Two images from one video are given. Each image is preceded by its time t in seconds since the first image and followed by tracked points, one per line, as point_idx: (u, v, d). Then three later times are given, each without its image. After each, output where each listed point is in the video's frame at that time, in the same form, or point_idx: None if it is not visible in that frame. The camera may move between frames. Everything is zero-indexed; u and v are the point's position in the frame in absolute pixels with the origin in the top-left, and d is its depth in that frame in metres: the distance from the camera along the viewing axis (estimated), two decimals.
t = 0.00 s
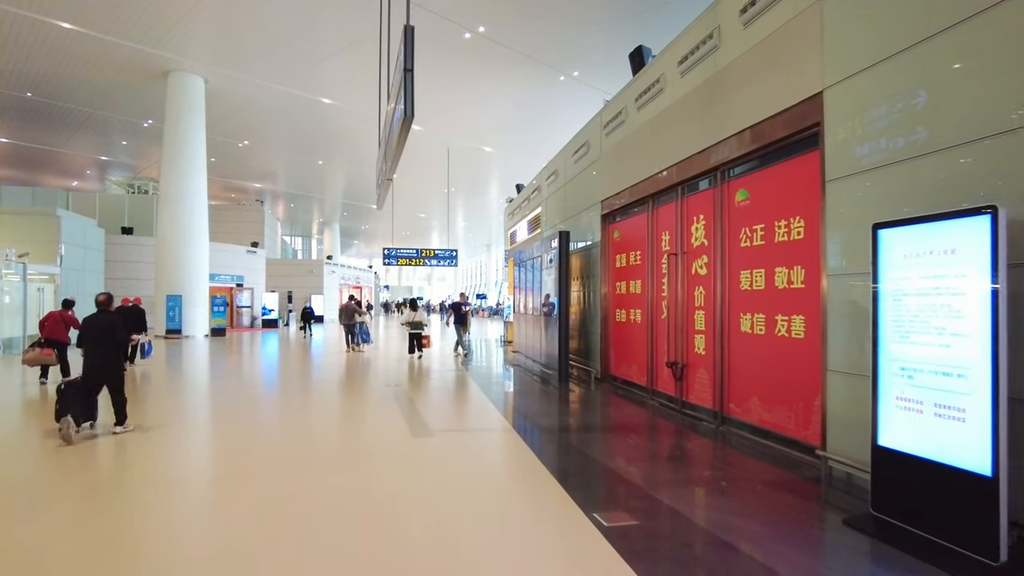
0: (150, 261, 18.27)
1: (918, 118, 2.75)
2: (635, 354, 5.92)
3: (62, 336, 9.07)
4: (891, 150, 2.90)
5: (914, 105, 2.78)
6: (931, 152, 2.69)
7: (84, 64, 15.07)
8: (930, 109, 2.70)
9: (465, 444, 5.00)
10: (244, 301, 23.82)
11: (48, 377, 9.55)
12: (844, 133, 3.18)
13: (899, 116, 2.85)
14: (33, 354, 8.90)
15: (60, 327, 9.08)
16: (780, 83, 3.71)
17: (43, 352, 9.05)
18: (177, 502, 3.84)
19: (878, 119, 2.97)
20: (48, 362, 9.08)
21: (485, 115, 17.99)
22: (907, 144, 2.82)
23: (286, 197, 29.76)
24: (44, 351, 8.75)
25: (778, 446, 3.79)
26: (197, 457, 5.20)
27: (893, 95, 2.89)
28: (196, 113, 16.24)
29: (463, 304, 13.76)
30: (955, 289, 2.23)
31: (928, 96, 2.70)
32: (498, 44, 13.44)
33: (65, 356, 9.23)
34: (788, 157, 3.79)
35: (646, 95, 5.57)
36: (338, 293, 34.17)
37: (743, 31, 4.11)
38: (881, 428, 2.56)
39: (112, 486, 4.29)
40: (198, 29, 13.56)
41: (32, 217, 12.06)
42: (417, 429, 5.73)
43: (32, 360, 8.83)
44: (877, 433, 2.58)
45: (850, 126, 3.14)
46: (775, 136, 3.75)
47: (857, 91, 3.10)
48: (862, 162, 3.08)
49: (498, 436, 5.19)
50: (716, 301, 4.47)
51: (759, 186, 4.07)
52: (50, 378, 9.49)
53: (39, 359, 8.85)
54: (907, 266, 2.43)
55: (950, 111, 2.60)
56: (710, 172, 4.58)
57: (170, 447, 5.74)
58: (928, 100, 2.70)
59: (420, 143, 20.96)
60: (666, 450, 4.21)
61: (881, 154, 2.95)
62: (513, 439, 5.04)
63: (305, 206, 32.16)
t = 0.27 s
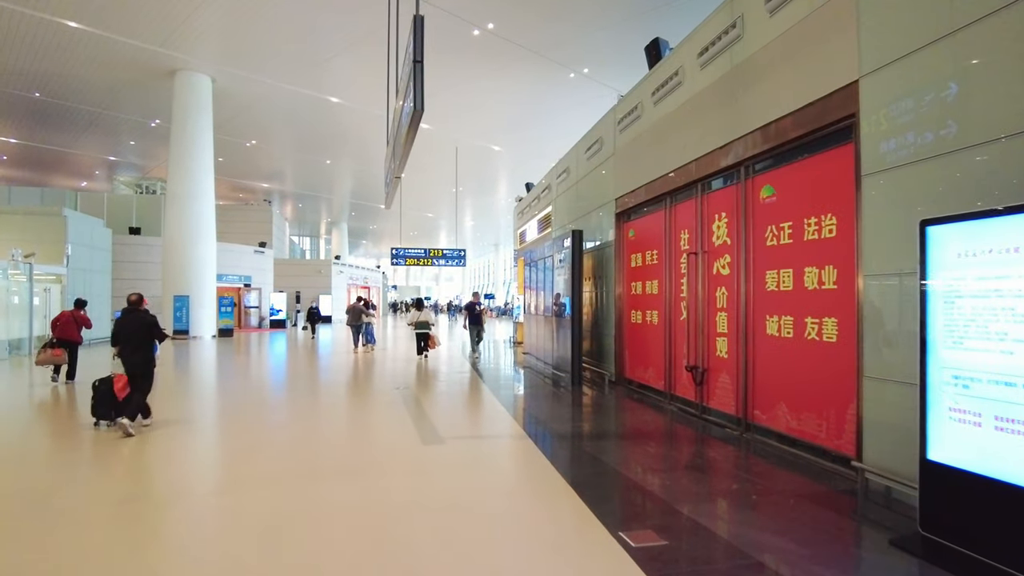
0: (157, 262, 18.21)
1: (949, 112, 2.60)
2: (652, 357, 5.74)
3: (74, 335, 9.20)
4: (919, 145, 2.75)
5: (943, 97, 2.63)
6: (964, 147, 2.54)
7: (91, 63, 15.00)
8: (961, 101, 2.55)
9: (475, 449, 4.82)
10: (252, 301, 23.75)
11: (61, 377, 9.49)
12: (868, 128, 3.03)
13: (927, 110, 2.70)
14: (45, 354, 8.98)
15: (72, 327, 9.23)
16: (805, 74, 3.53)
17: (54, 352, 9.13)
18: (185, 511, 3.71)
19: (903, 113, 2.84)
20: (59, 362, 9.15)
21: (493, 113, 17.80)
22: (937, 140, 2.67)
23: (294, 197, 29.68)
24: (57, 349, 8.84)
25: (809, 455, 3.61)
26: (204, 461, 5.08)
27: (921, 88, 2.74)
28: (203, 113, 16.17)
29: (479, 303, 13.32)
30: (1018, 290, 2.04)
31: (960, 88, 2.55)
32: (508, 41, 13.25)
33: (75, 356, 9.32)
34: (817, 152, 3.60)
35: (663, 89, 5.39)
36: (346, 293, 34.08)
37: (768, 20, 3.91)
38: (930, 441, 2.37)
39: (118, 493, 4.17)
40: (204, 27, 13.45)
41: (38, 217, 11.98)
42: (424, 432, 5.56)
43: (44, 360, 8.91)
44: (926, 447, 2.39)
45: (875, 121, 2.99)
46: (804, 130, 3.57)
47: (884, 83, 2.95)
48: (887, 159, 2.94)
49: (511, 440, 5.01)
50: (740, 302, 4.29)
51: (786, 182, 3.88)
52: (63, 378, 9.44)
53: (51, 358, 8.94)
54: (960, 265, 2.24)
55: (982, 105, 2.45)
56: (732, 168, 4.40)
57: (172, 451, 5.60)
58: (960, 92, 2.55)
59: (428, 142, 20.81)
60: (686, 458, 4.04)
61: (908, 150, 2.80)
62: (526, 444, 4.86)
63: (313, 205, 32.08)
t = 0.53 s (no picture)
0: (167, 262, 18.17)
1: (987, 104, 2.49)
2: (672, 360, 5.58)
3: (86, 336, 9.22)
4: (952, 140, 2.65)
5: (980, 88, 2.52)
6: (1002, 141, 2.43)
7: (102, 63, 14.98)
8: (999, 93, 2.43)
9: (492, 454, 4.69)
10: (262, 301, 23.70)
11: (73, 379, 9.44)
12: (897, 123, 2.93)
13: (961, 103, 2.60)
14: (58, 354, 9.00)
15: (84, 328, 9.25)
16: (837, 66, 3.40)
17: (66, 353, 9.15)
18: (198, 518, 3.60)
19: (935, 107, 2.74)
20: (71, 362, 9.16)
21: (504, 112, 17.66)
22: (973, 132, 2.56)
23: (304, 197, 29.64)
24: (68, 350, 8.84)
25: (843, 464, 3.44)
26: (219, 464, 4.98)
27: (956, 79, 2.63)
28: (212, 112, 16.12)
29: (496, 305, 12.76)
30: None
31: (997, 79, 2.45)
32: (519, 38, 13.11)
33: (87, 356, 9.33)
34: (852, 145, 3.43)
35: (685, 84, 5.22)
36: (355, 293, 34.02)
37: (799, 8, 3.75)
38: (991, 453, 2.19)
39: (126, 497, 4.06)
40: (215, 27, 13.39)
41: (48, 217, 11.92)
42: (434, 435, 5.41)
43: (57, 360, 8.93)
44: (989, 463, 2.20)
45: (906, 114, 2.89)
46: (839, 122, 3.39)
47: (920, 74, 2.82)
48: (917, 155, 2.85)
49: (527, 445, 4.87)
50: (769, 302, 4.12)
51: (818, 177, 3.72)
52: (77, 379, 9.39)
53: (64, 359, 8.95)
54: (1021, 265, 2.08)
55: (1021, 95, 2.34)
56: (759, 163, 4.23)
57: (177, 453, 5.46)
58: (999, 82, 2.44)
59: (438, 142, 20.70)
60: (712, 465, 3.88)
61: (941, 144, 2.70)
62: (543, 449, 4.71)
63: (322, 205, 32.03)
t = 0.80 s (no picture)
0: (177, 262, 18.11)
1: None
2: (695, 365, 5.38)
3: (97, 337, 9.14)
4: (988, 137, 2.55)
5: (1020, 82, 2.40)
6: None
7: (112, 62, 14.94)
8: None
9: (510, 459, 4.52)
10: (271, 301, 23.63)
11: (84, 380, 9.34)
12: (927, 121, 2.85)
13: (999, 98, 2.50)
14: (67, 355, 8.93)
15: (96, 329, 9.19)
16: (870, 61, 3.26)
17: (77, 354, 9.08)
18: (209, 519, 3.45)
19: (970, 103, 2.64)
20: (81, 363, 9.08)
21: (515, 112, 17.47)
22: (1012, 128, 2.45)
23: (313, 198, 29.58)
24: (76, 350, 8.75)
25: (884, 480, 3.24)
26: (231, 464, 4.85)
27: (994, 73, 2.53)
28: (222, 111, 16.03)
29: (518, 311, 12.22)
30: None
31: None
32: (531, 36, 12.93)
33: (98, 358, 9.25)
34: (894, 140, 3.23)
35: (709, 78, 5.03)
36: (365, 294, 33.92)
37: None
38: None
39: (129, 497, 3.94)
40: (225, 26, 13.32)
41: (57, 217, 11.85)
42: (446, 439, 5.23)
43: (66, 361, 8.86)
44: None
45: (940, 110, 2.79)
46: (881, 116, 3.20)
47: (965, 68, 2.67)
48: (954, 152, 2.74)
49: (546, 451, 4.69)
50: (802, 307, 3.93)
51: (855, 175, 3.52)
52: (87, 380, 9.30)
53: (73, 359, 8.86)
54: None
55: None
56: (791, 160, 4.03)
57: (183, 455, 5.33)
58: None
59: (448, 142, 20.55)
60: (743, 476, 3.69)
61: (977, 142, 2.60)
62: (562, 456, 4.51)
63: (332, 206, 31.96)
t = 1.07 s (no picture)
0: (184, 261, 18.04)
1: None
2: (716, 366, 5.20)
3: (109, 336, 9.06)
4: None
5: None
6: None
7: (119, 60, 14.85)
8: None
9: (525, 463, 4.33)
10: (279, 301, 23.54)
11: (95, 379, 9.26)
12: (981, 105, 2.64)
13: None
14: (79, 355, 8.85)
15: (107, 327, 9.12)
16: (913, 43, 3.06)
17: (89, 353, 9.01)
18: (209, 522, 3.30)
19: None
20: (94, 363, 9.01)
21: (524, 109, 17.29)
22: None
23: (321, 197, 29.50)
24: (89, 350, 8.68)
25: (926, 490, 3.04)
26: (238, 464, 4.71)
27: None
28: (230, 109, 15.95)
29: (532, 311, 11.83)
30: None
31: None
32: (541, 32, 12.74)
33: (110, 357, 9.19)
34: (939, 127, 3.04)
35: (732, 68, 4.85)
36: (372, 293, 33.83)
37: None
38: None
39: (131, 497, 3.81)
40: (233, 24, 13.20)
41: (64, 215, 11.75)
42: (456, 441, 5.06)
43: (78, 360, 8.79)
44: None
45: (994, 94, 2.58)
46: (924, 102, 3.00)
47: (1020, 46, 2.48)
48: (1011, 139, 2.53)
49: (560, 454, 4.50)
50: (833, 305, 3.74)
51: (893, 166, 3.33)
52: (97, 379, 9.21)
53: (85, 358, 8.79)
54: None
55: None
56: (822, 150, 3.84)
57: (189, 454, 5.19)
58: None
59: (457, 140, 20.40)
60: (771, 483, 3.51)
61: None
62: (576, 460, 4.32)
63: (339, 205, 31.88)
